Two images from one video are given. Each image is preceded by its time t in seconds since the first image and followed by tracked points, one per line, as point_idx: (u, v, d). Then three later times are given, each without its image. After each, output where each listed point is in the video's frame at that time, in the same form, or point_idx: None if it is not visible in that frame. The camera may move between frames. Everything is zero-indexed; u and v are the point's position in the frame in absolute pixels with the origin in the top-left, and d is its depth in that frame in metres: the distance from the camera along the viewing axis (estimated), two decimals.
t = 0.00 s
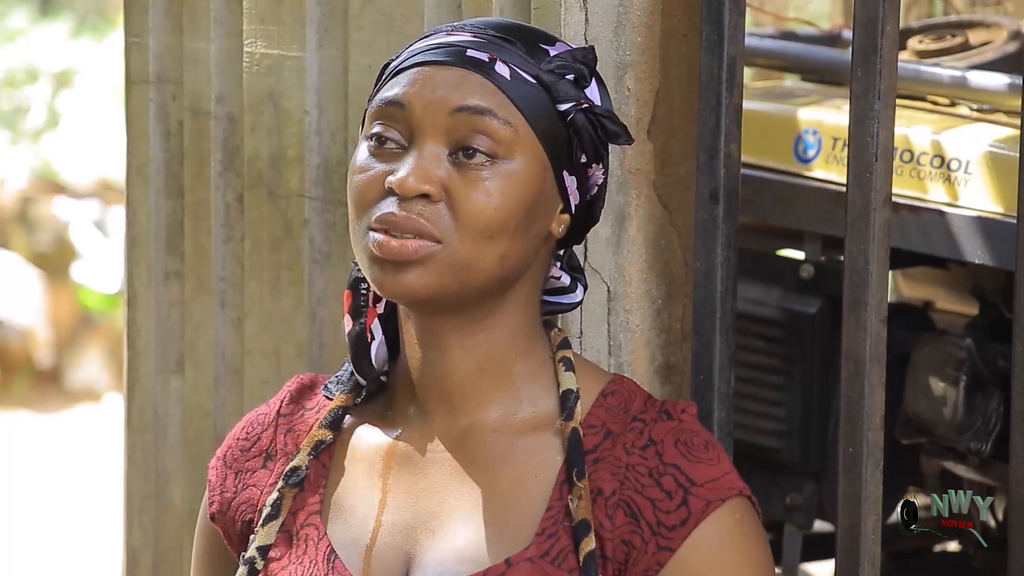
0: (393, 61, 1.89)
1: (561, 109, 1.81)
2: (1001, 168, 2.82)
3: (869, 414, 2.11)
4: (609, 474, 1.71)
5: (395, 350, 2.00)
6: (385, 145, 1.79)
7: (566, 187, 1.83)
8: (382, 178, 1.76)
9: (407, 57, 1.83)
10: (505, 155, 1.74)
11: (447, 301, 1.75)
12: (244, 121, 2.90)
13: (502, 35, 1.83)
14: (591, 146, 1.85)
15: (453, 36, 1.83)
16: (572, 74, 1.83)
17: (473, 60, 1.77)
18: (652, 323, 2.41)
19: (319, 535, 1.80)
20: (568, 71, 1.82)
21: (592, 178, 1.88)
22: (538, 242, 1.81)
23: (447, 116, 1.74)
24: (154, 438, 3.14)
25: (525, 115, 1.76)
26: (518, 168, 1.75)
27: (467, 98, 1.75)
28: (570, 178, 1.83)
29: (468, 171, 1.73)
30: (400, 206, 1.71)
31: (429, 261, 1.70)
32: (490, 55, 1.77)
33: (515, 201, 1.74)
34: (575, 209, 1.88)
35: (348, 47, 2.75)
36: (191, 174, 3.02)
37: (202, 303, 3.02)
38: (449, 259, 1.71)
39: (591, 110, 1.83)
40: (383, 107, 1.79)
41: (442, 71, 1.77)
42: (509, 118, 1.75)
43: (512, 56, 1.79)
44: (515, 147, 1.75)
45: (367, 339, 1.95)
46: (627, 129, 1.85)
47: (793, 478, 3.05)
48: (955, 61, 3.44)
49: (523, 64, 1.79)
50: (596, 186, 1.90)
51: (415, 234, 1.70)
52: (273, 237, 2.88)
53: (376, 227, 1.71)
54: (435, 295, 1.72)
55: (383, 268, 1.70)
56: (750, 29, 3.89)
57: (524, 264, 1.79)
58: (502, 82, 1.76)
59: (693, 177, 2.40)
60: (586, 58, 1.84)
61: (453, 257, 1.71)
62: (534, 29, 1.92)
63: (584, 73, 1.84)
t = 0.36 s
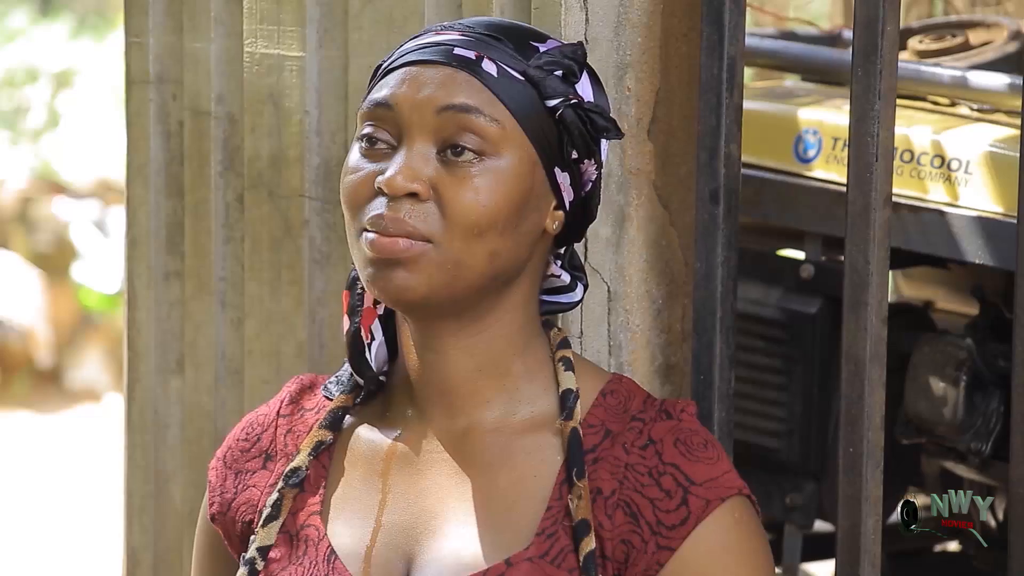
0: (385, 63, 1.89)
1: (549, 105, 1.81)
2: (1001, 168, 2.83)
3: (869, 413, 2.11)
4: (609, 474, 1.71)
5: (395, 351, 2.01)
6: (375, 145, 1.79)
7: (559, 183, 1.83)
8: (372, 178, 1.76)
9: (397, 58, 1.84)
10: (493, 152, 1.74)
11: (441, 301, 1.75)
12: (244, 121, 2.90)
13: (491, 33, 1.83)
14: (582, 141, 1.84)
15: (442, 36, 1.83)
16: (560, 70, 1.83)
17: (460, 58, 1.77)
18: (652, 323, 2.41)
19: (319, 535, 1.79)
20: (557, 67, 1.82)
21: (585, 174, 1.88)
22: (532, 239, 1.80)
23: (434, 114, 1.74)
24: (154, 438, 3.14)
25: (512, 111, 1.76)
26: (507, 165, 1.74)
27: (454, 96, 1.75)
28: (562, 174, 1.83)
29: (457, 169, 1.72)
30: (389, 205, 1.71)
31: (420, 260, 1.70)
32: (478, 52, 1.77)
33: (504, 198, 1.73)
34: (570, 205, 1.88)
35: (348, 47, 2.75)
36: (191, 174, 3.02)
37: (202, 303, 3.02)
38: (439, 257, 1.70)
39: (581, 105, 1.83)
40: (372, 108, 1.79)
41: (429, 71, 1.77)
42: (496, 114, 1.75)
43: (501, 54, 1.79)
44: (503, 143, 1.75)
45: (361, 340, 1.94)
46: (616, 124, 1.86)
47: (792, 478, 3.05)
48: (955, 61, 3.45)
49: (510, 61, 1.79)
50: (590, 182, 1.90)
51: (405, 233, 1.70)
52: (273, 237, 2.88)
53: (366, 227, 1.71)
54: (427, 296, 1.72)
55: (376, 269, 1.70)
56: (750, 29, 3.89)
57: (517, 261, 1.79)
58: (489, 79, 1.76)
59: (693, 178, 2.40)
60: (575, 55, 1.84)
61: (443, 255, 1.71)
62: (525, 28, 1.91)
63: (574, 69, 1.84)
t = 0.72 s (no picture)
0: (387, 63, 1.89)
1: (552, 107, 1.81)
2: (1001, 168, 2.83)
3: (869, 414, 2.11)
4: (608, 474, 1.71)
5: (395, 350, 2.01)
6: (379, 147, 1.79)
7: (561, 184, 1.83)
8: (376, 180, 1.76)
9: (400, 57, 1.83)
10: (497, 154, 1.74)
11: (444, 301, 1.76)
12: (244, 121, 2.90)
13: (494, 33, 1.82)
14: (585, 143, 1.84)
15: (445, 36, 1.82)
16: (564, 71, 1.83)
17: (463, 58, 1.76)
18: (652, 323, 2.41)
19: (320, 536, 1.79)
20: (560, 69, 1.82)
21: (588, 175, 1.89)
22: (534, 240, 1.81)
23: (438, 116, 1.74)
24: (154, 438, 3.14)
25: (516, 112, 1.76)
26: (512, 166, 1.75)
27: (458, 98, 1.74)
28: (564, 176, 1.83)
29: (461, 171, 1.72)
30: (394, 208, 1.71)
31: (424, 261, 1.70)
32: (481, 54, 1.77)
33: (508, 199, 1.73)
34: (572, 206, 1.88)
35: (348, 47, 2.75)
36: (191, 174, 3.02)
37: (202, 303, 3.02)
38: (444, 259, 1.71)
39: (584, 107, 1.83)
40: (376, 110, 1.79)
41: (433, 71, 1.77)
42: (500, 116, 1.75)
43: (505, 55, 1.79)
44: (507, 144, 1.75)
45: (363, 340, 1.94)
46: (619, 125, 1.86)
47: (792, 478, 3.05)
48: (955, 61, 3.45)
49: (514, 62, 1.79)
50: (592, 183, 1.91)
51: (409, 235, 1.70)
52: (274, 237, 2.88)
53: (370, 228, 1.71)
54: (431, 294, 1.72)
55: (380, 269, 1.71)
56: (750, 29, 3.89)
57: (520, 262, 1.79)
58: (494, 81, 1.76)
59: (692, 178, 2.40)
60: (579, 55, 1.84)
61: (448, 257, 1.71)
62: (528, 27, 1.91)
63: (577, 69, 1.84)
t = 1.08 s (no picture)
0: (396, 64, 1.89)
1: (563, 112, 1.81)
2: (1001, 168, 2.82)
3: (869, 414, 2.11)
4: (610, 476, 1.71)
5: (395, 351, 2.00)
6: (388, 148, 1.78)
7: (570, 189, 1.84)
8: (386, 182, 1.75)
9: (411, 59, 1.83)
10: (509, 158, 1.74)
11: (451, 303, 1.75)
12: (244, 122, 2.90)
13: (505, 37, 1.83)
14: (594, 148, 1.85)
15: (456, 38, 1.83)
16: (575, 76, 1.84)
17: (474, 61, 1.77)
18: (653, 323, 2.41)
19: (321, 537, 1.79)
20: (571, 73, 1.83)
21: (595, 180, 1.89)
22: (542, 243, 1.81)
23: (450, 119, 1.74)
24: (154, 438, 3.13)
25: (528, 116, 1.76)
26: (523, 170, 1.75)
27: (470, 101, 1.75)
28: (573, 180, 1.83)
29: (472, 174, 1.72)
30: (404, 210, 1.71)
31: (434, 264, 1.70)
32: (493, 57, 1.78)
33: (518, 203, 1.74)
34: (578, 210, 1.88)
35: (348, 47, 2.75)
36: (191, 174, 3.02)
37: (203, 303, 3.02)
38: (454, 262, 1.71)
39: (594, 112, 1.84)
40: (386, 111, 1.78)
41: (445, 74, 1.77)
42: (512, 120, 1.75)
43: (516, 58, 1.80)
44: (518, 149, 1.75)
45: (367, 341, 1.94)
46: (630, 131, 1.86)
47: (793, 479, 3.06)
48: (955, 61, 3.46)
49: (525, 66, 1.80)
50: (599, 188, 1.91)
51: (419, 237, 1.69)
52: (274, 237, 2.88)
53: (379, 230, 1.71)
54: (438, 296, 1.72)
55: (389, 271, 1.70)
56: (750, 29, 3.90)
57: (526, 265, 1.79)
58: (506, 84, 1.76)
59: (692, 178, 2.40)
60: (588, 60, 1.86)
61: (459, 260, 1.71)
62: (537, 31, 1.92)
63: (587, 75, 1.85)
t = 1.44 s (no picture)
0: (387, 63, 1.89)
1: (552, 108, 1.81)
2: (1001, 168, 2.83)
3: (869, 414, 2.11)
4: (609, 475, 1.71)
5: (395, 351, 2.01)
6: (378, 148, 1.79)
7: (561, 185, 1.83)
8: (376, 181, 1.76)
9: (401, 58, 1.83)
10: (497, 155, 1.74)
11: (442, 301, 1.75)
12: (244, 121, 2.90)
13: (494, 34, 1.82)
14: (585, 144, 1.84)
15: (446, 37, 1.82)
16: (564, 72, 1.82)
17: (462, 59, 1.77)
18: (652, 323, 2.41)
19: (320, 538, 1.79)
20: (560, 69, 1.82)
21: (588, 176, 1.89)
22: (534, 241, 1.81)
23: (437, 117, 1.74)
24: (154, 439, 3.13)
25: (516, 113, 1.76)
26: (511, 167, 1.75)
27: (458, 99, 1.74)
28: (564, 176, 1.83)
29: (461, 172, 1.72)
30: (393, 209, 1.71)
31: (422, 263, 1.70)
32: (481, 54, 1.77)
33: (507, 200, 1.74)
34: (571, 208, 1.88)
35: (348, 47, 2.75)
36: (191, 174, 3.02)
37: (203, 303, 3.02)
38: (443, 260, 1.71)
39: (584, 108, 1.83)
40: (375, 110, 1.78)
41: (433, 72, 1.77)
42: (499, 117, 1.75)
43: (504, 55, 1.79)
44: (506, 146, 1.75)
45: (362, 341, 1.94)
46: (619, 125, 1.86)
47: (792, 478, 3.05)
48: (955, 61, 3.46)
49: (514, 63, 1.79)
50: (592, 184, 1.90)
51: (408, 236, 1.69)
52: (274, 237, 2.88)
53: (368, 229, 1.71)
54: (429, 294, 1.72)
55: (378, 270, 1.70)
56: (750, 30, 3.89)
57: (519, 263, 1.79)
58: (493, 82, 1.76)
59: (693, 178, 2.40)
60: (579, 56, 1.83)
61: (447, 258, 1.71)
62: (529, 27, 1.91)
63: (578, 70, 1.83)
